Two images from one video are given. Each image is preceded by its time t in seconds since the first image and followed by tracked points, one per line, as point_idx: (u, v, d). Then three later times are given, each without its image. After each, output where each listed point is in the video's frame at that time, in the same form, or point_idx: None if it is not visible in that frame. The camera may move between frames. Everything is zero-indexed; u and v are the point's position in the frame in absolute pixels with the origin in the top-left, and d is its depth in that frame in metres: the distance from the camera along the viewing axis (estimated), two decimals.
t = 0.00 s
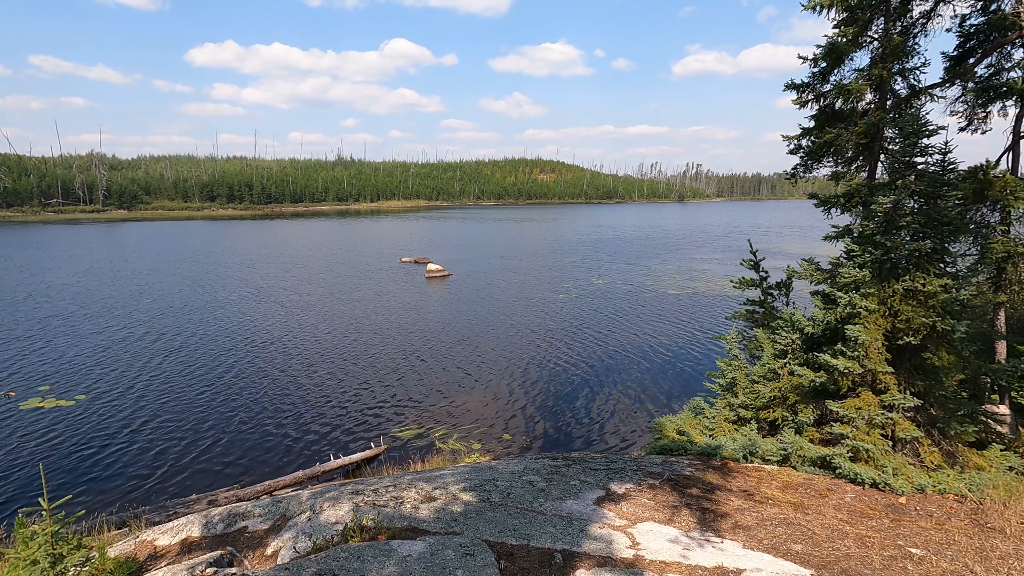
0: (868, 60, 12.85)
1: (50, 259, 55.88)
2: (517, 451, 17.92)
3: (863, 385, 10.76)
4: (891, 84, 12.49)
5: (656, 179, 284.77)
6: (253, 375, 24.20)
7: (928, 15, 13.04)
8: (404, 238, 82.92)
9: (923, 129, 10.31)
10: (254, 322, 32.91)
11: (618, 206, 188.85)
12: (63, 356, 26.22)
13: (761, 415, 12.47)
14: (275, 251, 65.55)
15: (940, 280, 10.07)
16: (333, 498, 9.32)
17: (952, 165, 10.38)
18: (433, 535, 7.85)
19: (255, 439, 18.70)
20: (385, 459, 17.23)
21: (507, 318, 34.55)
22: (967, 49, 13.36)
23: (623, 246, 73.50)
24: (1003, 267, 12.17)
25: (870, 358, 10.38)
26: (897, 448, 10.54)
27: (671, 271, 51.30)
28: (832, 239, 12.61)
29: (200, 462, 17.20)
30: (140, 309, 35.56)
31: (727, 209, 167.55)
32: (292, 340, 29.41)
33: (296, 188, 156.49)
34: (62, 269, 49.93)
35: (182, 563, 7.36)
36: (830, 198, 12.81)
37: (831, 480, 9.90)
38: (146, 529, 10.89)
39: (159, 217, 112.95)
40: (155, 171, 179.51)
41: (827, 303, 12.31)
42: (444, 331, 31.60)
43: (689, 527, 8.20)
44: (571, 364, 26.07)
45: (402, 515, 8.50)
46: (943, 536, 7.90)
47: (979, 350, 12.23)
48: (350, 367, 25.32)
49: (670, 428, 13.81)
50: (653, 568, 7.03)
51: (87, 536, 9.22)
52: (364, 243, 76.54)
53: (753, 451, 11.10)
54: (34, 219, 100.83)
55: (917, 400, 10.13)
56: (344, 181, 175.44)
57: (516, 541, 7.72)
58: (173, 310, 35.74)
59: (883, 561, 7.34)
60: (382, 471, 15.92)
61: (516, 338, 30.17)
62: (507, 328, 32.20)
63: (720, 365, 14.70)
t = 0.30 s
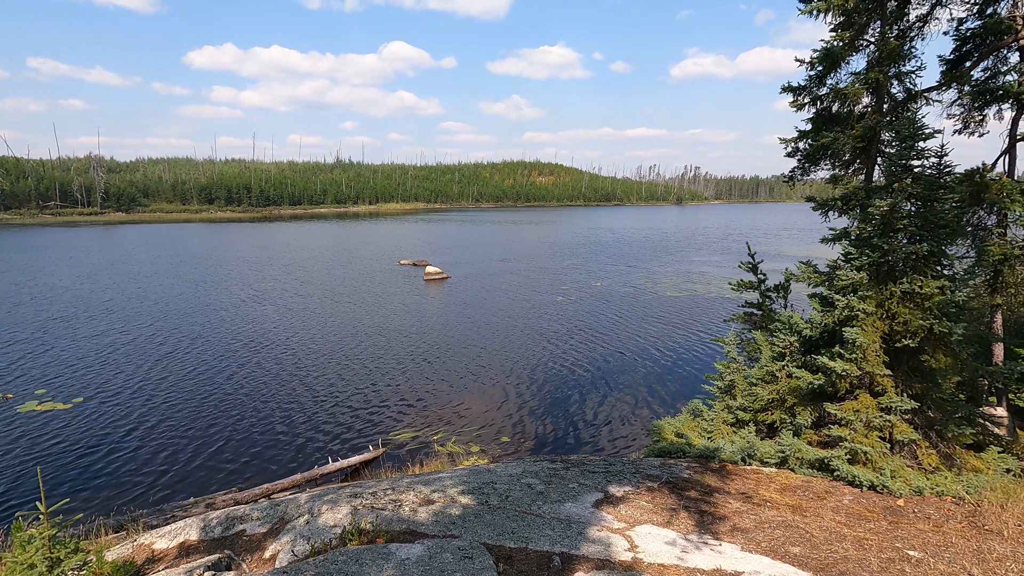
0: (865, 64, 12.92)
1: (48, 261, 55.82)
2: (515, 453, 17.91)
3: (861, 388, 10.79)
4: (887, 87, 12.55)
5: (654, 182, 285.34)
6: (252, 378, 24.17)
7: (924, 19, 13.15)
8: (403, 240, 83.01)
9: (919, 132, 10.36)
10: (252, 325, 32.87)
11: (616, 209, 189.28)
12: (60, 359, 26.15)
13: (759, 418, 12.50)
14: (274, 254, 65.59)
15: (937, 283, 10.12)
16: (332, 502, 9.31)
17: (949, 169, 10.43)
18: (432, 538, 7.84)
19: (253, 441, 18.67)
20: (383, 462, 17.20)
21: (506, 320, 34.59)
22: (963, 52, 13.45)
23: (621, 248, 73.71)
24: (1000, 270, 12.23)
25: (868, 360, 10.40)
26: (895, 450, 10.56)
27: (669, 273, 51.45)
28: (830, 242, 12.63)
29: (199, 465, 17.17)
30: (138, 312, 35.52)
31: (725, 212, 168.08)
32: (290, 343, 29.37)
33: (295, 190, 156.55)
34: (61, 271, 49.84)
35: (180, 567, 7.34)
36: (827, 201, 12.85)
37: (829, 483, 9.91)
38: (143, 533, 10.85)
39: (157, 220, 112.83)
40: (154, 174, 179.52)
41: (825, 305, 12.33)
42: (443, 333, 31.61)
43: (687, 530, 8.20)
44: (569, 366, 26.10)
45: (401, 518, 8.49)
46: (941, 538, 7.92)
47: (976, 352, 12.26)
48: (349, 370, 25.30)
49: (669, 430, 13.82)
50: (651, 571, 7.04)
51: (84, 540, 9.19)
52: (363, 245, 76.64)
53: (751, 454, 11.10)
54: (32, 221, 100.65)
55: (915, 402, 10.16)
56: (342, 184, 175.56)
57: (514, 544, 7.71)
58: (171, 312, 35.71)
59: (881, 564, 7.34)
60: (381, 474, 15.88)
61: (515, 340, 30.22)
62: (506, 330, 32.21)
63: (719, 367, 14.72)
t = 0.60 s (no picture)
0: (862, 67, 13.00)
1: (48, 264, 55.86)
2: (514, 455, 17.91)
3: (860, 390, 10.82)
4: (885, 90, 12.62)
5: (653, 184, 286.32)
6: (251, 381, 24.15)
7: (922, 22, 13.23)
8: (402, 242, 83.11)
9: (917, 135, 10.40)
10: (251, 327, 32.87)
11: (615, 211, 189.81)
12: (59, 361, 26.10)
13: (759, 420, 12.51)
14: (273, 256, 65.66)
15: (935, 285, 10.17)
16: (332, 504, 9.31)
17: (946, 172, 10.48)
18: (433, 540, 7.86)
19: (253, 444, 18.65)
20: (383, 464, 17.19)
21: (505, 322, 34.65)
22: (961, 56, 13.55)
23: (620, 250, 73.96)
24: (998, 272, 12.28)
25: (866, 362, 10.43)
26: (894, 453, 10.58)
27: (668, 276, 51.61)
28: (829, 244, 12.65)
29: (199, 467, 17.16)
30: (137, 315, 35.49)
31: (724, 214, 168.46)
32: (289, 345, 29.36)
33: (294, 193, 156.77)
34: (59, 274, 49.80)
35: (180, 569, 7.35)
36: (826, 203, 12.89)
37: (829, 484, 9.93)
38: (142, 535, 10.84)
39: (156, 222, 112.95)
40: (153, 176, 179.73)
41: (824, 308, 12.36)
42: (442, 335, 31.65)
43: (687, 532, 8.22)
44: (569, 368, 26.13)
45: (401, 520, 8.50)
46: (940, 540, 7.95)
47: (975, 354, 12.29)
48: (348, 372, 25.30)
49: (668, 433, 13.83)
50: (651, 572, 7.07)
51: (84, 543, 9.19)
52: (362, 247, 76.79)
53: (751, 456, 11.11)
54: (32, 224, 100.75)
55: (913, 404, 10.20)
56: (342, 186, 175.74)
57: (515, 546, 7.73)
58: (170, 315, 35.72)
59: (881, 565, 7.37)
60: (381, 477, 15.87)
61: (515, 342, 30.27)
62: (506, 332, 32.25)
63: (718, 369, 14.75)
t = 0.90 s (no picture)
0: (862, 68, 13.03)
1: (48, 265, 55.89)
2: (514, 457, 17.92)
3: (860, 391, 10.84)
4: (885, 92, 12.65)
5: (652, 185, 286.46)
6: (251, 382, 24.17)
7: (921, 24, 13.27)
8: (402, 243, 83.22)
9: (917, 136, 10.42)
10: (251, 328, 32.90)
11: (615, 212, 190.08)
12: (58, 363, 26.10)
13: (759, 421, 12.52)
14: (273, 257, 65.73)
15: (934, 286, 10.20)
16: (333, 505, 9.32)
17: (946, 173, 10.49)
18: (434, 541, 7.88)
19: (253, 445, 18.66)
20: (383, 465, 17.19)
21: (506, 323, 34.67)
22: (960, 58, 13.59)
23: (620, 251, 74.03)
24: (998, 272, 12.28)
25: (866, 363, 10.44)
26: (894, 454, 10.59)
27: (668, 277, 51.62)
28: (829, 245, 12.64)
29: (199, 468, 17.17)
30: (137, 316, 35.51)
31: (724, 215, 168.64)
32: (289, 346, 29.38)
33: (294, 194, 156.89)
34: (59, 275, 49.80)
35: (181, 570, 7.36)
36: (826, 205, 12.91)
37: (828, 485, 9.95)
38: (143, 536, 10.85)
39: (156, 223, 113.00)
40: (153, 177, 179.99)
41: (824, 309, 12.37)
42: (443, 336, 31.66)
43: (688, 532, 8.24)
44: (569, 369, 26.14)
45: (403, 521, 8.51)
46: (940, 540, 7.97)
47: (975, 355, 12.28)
48: (348, 373, 25.31)
49: (668, 434, 13.84)
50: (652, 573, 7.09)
51: (84, 544, 9.20)
52: (362, 248, 76.88)
53: (751, 457, 11.12)
54: (31, 225, 100.76)
55: (913, 405, 10.21)
56: (342, 187, 175.79)
57: (516, 547, 7.74)
58: (170, 316, 35.74)
59: (881, 566, 7.39)
60: (381, 478, 15.87)
61: (515, 343, 30.27)
62: (506, 333, 32.28)
63: (718, 370, 14.78)
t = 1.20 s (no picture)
0: (861, 70, 13.05)
1: (48, 266, 55.92)
2: (514, 458, 17.91)
3: (859, 392, 10.85)
4: (884, 93, 12.69)
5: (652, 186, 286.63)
6: (250, 383, 24.16)
7: (920, 25, 13.31)
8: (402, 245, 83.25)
9: (916, 138, 10.44)
10: (250, 330, 32.90)
11: (614, 213, 190.20)
12: (57, 364, 26.06)
13: (759, 422, 12.52)
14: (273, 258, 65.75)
15: (934, 287, 10.21)
16: (333, 506, 9.33)
17: (944, 174, 10.51)
18: (434, 542, 7.88)
19: (252, 446, 18.66)
20: (383, 467, 17.18)
21: (506, 324, 34.68)
22: (958, 59, 13.62)
23: (619, 252, 74.08)
24: (997, 273, 12.30)
25: (865, 364, 10.46)
26: (894, 454, 10.59)
27: (668, 277, 51.65)
28: (828, 246, 12.64)
29: (199, 469, 17.18)
30: (136, 317, 35.52)
31: (724, 215, 169.07)
32: (289, 348, 29.37)
33: (293, 195, 156.94)
34: (58, 277, 49.78)
35: (181, 571, 7.36)
36: (825, 206, 12.92)
37: (828, 486, 9.94)
38: (142, 538, 10.85)
39: (156, 224, 113.06)
40: (152, 178, 180.13)
41: (823, 310, 12.39)
42: (442, 337, 31.66)
43: (688, 533, 8.25)
44: (569, 370, 26.15)
45: (403, 523, 8.50)
46: (939, 541, 7.98)
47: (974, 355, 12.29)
48: (348, 375, 25.29)
49: (668, 434, 13.83)
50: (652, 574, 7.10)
51: (83, 545, 9.19)
52: (362, 249, 76.90)
53: (750, 458, 11.12)
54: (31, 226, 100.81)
55: (912, 406, 10.22)
56: (341, 188, 175.91)
57: (516, 548, 7.75)
58: (170, 317, 35.73)
59: (880, 567, 7.40)
60: (380, 479, 15.85)
61: (515, 345, 30.27)
62: (506, 334, 32.29)
63: (718, 371, 14.78)
